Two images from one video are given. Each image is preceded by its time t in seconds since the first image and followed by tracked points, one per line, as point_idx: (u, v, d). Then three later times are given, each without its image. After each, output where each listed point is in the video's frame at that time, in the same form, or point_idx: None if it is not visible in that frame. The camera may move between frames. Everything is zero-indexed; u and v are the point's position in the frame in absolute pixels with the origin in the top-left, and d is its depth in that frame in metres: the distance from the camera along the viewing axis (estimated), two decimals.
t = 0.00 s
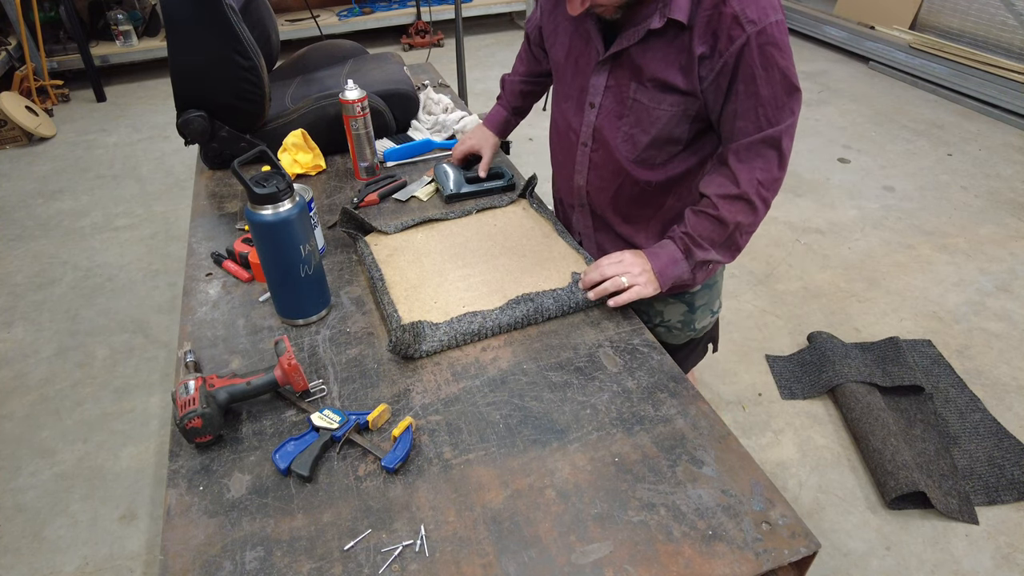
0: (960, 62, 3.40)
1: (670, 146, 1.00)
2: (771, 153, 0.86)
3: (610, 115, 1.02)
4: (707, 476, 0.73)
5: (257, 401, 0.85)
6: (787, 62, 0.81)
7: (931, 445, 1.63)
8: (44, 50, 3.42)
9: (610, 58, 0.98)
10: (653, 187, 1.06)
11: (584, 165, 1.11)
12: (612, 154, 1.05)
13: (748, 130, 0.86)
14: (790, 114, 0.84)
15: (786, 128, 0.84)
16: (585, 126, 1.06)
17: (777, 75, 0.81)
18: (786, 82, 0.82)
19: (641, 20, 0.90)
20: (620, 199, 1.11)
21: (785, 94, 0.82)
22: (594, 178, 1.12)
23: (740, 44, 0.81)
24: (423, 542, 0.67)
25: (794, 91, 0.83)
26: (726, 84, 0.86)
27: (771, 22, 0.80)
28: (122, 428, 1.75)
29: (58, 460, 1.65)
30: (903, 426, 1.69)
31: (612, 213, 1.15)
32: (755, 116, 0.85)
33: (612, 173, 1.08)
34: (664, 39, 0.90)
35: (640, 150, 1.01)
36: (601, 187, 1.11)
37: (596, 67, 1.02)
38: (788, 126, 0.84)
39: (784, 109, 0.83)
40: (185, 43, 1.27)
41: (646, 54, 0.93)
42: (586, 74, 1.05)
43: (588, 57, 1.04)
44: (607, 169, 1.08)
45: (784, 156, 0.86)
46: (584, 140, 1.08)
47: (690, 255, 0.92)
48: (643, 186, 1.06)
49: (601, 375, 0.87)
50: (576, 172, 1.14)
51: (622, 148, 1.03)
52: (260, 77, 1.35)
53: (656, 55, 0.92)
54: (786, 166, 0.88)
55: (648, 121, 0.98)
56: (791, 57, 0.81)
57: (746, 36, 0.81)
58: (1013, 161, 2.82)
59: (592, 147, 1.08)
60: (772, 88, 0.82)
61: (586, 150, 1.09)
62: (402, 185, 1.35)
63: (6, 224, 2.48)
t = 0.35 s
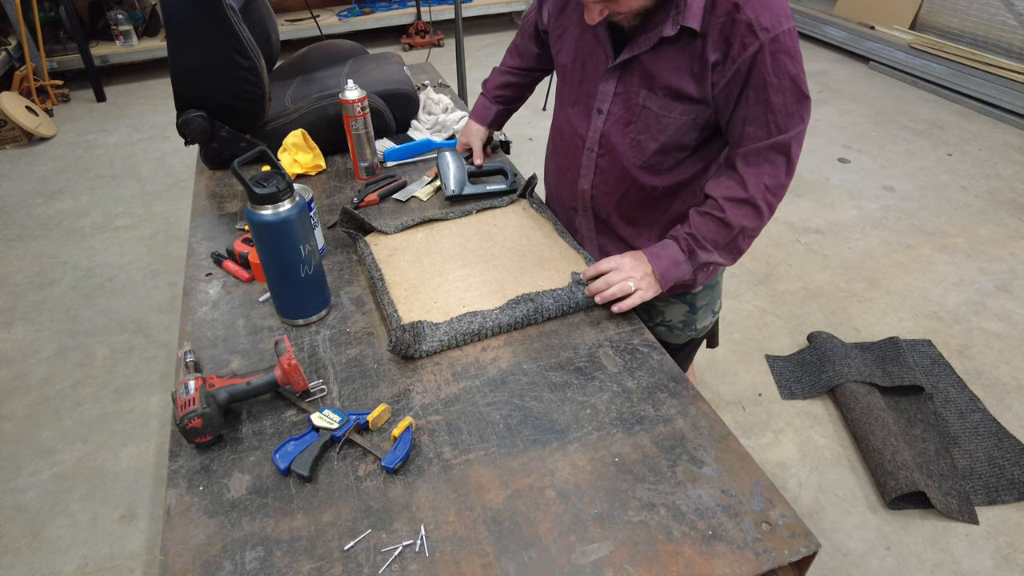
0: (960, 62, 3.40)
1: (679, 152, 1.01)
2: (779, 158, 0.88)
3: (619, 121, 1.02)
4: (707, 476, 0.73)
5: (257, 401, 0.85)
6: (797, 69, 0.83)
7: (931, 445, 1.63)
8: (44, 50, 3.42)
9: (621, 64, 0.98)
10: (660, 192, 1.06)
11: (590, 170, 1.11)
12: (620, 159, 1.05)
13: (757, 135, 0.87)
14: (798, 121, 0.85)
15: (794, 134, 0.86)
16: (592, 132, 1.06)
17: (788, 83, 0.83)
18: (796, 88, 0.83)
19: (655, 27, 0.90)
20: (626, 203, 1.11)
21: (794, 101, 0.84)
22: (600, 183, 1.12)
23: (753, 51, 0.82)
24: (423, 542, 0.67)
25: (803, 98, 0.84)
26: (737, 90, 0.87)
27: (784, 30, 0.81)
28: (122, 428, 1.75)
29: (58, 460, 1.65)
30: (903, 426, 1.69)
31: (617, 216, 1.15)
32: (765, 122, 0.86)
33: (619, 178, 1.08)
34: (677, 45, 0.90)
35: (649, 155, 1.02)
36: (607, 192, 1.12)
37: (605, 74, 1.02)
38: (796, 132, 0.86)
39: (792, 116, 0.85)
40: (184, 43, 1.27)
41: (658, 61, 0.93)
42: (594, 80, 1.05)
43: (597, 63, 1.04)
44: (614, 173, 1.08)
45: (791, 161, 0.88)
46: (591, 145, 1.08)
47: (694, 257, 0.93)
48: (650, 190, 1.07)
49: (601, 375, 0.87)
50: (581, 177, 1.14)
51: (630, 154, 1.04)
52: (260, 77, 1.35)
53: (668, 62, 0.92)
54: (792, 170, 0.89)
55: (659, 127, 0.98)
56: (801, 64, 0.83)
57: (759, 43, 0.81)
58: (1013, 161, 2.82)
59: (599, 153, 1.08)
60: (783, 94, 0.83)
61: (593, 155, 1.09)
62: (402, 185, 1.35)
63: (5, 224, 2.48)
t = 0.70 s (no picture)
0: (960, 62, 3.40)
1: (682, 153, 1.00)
2: (780, 156, 0.87)
3: (622, 124, 1.02)
4: (707, 476, 0.73)
5: (256, 401, 0.85)
6: (798, 65, 0.82)
7: (931, 445, 1.63)
8: (44, 50, 3.42)
9: (623, 67, 0.98)
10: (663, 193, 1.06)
11: (593, 174, 1.11)
12: (623, 162, 1.05)
13: (758, 133, 0.87)
14: (800, 118, 0.85)
15: (795, 131, 0.86)
16: (594, 136, 1.06)
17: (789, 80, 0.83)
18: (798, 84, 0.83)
19: (656, 29, 0.90)
20: (630, 204, 1.12)
21: (795, 98, 0.84)
22: (603, 186, 1.12)
23: (755, 49, 0.82)
24: (423, 542, 0.67)
25: (805, 94, 0.84)
26: (739, 88, 0.87)
27: (785, 27, 0.81)
28: (122, 428, 1.75)
29: (58, 460, 1.65)
30: (903, 426, 1.69)
31: (621, 219, 1.16)
32: (766, 119, 0.85)
33: (623, 180, 1.08)
34: (678, 45, 0.90)
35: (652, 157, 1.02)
36: (611, 194, 1.12)
37: (606, 77, 1.02)
38: (797, 129, 0.85)
39: (793, 114, 0.84)
40: (184, 43, 1.26)
41: (660, 63, 0.93)
42: (595, 83, 1.05)
43: (597, 65, 1.03)
44: (617, 176, 1.08)
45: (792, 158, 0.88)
46: (594, 150, 1.08)
47: (695, 258, 0.93)
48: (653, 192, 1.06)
49: (601, 375, 0.87)
50: (585, 181, 1.14)
51: (634, 156, 1.04)
52: (260, 77, 1.35)
53: (669, 63, 0.92)
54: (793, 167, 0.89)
55: (662, 128, 0.98)
56: (802, 60, 0.83)
57: (761, 40, 0.81)
58: (1013, 161, 2.83)
59: (602, 156, 1.08)
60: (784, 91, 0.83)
61: (595, 159, 1.09)
62: (402, 185, 1.35)
63: (5, 224, 2.48)
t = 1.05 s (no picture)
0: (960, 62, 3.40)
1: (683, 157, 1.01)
2: (781, 162, 0.88)
3: (622, 128, 1.02)
4: (707, 476, 0.73)
5: (256, 401, 0.85)
6: (801, 74, 0.83)
7: (931, 445, 1.63)
8: (44, 50, 3.42)
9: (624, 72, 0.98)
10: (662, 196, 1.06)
11: (591, 176, 1.11)
12: (624, 165, 1.05)
13: (760, 139, 0.87)
14: (801, 126, 0.86)
15: (797, 138, 0.86)
16: (594, 139, 1.06)
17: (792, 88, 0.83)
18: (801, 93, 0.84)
19: (661, 37, 0.90)
20: (629, 205, 1.12)
21: (796, 106, 0.84)
22: (602, 189, 1.12)
23: (760, 58, 0.83)
24: (423, 542, 0.67)
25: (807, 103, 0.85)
26: (742, 95, 0.88)
27: (788, 36, 0.82)
28: (122, 428, 1.75)
29: (58, 460, 1.65)
30: (903, 426, 1.69)
31: (619, 220, 1.16)
32: (769, 126, 0.86)
33: (622, 183, 1.08)
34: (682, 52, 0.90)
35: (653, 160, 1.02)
36: (610, 196, 1.12)
37: (606, 81, 1.01)
38: (799, 136, 0.86)
39: (795, 121, 0.85)
40: (184, 43, 1.26)
41: (663, 69, 0.93)
42: (594, 86, 1.04)
43: (598, 69, 1.03)
44: (617, 179, 1.08)
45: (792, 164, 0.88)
46: (592, 152, 1.07)
47: (694, 261, 0.93)
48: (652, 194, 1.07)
49: (601, 375, 0.87)
50: (583, 182, 1.13)
51: (633, 159, 1.04)
52: (260, 77, 1.35)
53: (673, 69, 0.92)
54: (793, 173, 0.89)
55: (664, 133, 0.98)
56: (805, 70, 0.84)
57: (766, 50, 0.82)
58: (1013, 161, 2.83)
59: (600, 159, 1.08)
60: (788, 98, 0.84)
61: (594, 162, 1.08)
62: (402, 185, 1.35)
63: (5, 224, 2.48)
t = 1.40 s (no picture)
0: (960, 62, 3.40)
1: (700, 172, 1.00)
2: (793, 182, 0.88)
3: (643, 144, 1.00)
4: (707, 476, 0.73)
5: (256, 401, 0.85)
6: (821, 96, 0.84)
7: (931, 446, 1.63)
8: (44, 50, 3.42)
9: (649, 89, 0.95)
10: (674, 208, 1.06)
11: (604, 189, 1.09)
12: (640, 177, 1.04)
13: (774, 158, 0.88)
14: (816, 148, 0.86)
15: (811, 160, 0.87)
16: (612, 153, 1.04)
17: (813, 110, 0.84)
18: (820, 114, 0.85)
19: (692, 58, 0.87)
20: (640, 215, 1.11)
21: (814, 128, 0.85)
22: (614, 201, 1.10)
23: (787, 78, 0.83)
24: (423, 542, 0.67)
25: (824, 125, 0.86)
26: (762, 113, 0.88)
27: (814, 58, 0.84)
28: (122, 427, 1.75)
29: (58, 460, 1.65)
30: (903, 426, 1.69)
31: (628, 229, 1.15)
32: (787, 146, 0.86)
33: (636, 193, 1.08)
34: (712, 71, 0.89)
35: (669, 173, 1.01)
36: (623, 207, 1.11)
37: (629, 97, 0.98)
38: (814, 157, 0.87)
39: (812, 143, 0.86)
40: (183, 43, 1.26)
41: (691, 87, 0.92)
42: (614, 101, 1.01)
43: (619, 85, 0.99)
44: (632, 190, 1.07)
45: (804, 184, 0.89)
46: (608, 166, 1.05)
47: (694, 274, 0.93)
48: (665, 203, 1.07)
49: (601, 375, 0.87)
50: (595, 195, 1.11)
51: (650, 174, 1.03)
52: (260, 77, 1.35)
53: (701, 88, 0.91)
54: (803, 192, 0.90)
55: (684, 151, 0.98)
56: (825, 94, 0.85)
57: (793, 71, 0.83)
58: (1013, 161, 2.83)
59: (616, 173, 1.06)
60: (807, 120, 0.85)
61: (609, 175, 1.07)
62: (402, 185, 1.36)
63: (5, 224, 2.48)
